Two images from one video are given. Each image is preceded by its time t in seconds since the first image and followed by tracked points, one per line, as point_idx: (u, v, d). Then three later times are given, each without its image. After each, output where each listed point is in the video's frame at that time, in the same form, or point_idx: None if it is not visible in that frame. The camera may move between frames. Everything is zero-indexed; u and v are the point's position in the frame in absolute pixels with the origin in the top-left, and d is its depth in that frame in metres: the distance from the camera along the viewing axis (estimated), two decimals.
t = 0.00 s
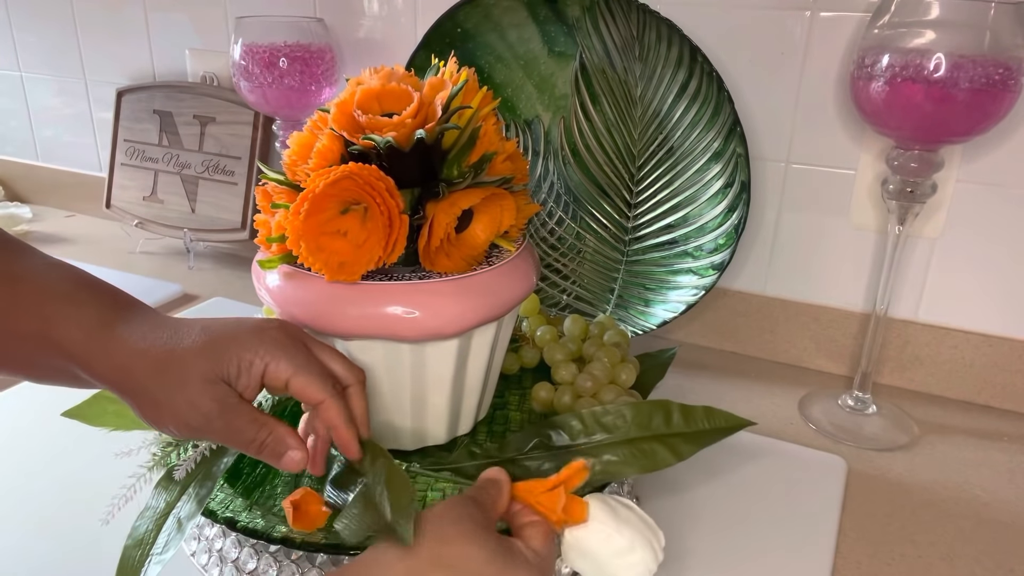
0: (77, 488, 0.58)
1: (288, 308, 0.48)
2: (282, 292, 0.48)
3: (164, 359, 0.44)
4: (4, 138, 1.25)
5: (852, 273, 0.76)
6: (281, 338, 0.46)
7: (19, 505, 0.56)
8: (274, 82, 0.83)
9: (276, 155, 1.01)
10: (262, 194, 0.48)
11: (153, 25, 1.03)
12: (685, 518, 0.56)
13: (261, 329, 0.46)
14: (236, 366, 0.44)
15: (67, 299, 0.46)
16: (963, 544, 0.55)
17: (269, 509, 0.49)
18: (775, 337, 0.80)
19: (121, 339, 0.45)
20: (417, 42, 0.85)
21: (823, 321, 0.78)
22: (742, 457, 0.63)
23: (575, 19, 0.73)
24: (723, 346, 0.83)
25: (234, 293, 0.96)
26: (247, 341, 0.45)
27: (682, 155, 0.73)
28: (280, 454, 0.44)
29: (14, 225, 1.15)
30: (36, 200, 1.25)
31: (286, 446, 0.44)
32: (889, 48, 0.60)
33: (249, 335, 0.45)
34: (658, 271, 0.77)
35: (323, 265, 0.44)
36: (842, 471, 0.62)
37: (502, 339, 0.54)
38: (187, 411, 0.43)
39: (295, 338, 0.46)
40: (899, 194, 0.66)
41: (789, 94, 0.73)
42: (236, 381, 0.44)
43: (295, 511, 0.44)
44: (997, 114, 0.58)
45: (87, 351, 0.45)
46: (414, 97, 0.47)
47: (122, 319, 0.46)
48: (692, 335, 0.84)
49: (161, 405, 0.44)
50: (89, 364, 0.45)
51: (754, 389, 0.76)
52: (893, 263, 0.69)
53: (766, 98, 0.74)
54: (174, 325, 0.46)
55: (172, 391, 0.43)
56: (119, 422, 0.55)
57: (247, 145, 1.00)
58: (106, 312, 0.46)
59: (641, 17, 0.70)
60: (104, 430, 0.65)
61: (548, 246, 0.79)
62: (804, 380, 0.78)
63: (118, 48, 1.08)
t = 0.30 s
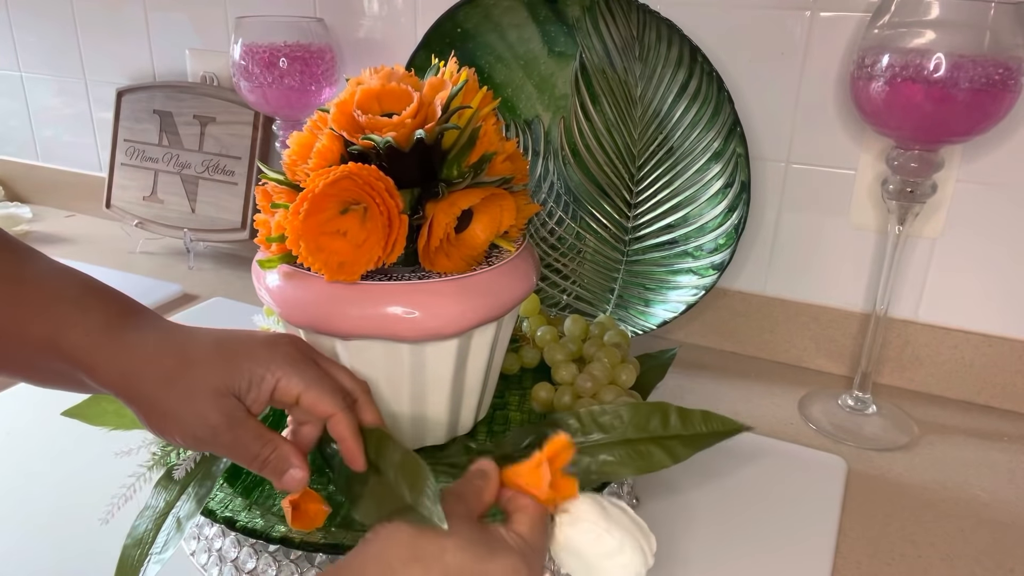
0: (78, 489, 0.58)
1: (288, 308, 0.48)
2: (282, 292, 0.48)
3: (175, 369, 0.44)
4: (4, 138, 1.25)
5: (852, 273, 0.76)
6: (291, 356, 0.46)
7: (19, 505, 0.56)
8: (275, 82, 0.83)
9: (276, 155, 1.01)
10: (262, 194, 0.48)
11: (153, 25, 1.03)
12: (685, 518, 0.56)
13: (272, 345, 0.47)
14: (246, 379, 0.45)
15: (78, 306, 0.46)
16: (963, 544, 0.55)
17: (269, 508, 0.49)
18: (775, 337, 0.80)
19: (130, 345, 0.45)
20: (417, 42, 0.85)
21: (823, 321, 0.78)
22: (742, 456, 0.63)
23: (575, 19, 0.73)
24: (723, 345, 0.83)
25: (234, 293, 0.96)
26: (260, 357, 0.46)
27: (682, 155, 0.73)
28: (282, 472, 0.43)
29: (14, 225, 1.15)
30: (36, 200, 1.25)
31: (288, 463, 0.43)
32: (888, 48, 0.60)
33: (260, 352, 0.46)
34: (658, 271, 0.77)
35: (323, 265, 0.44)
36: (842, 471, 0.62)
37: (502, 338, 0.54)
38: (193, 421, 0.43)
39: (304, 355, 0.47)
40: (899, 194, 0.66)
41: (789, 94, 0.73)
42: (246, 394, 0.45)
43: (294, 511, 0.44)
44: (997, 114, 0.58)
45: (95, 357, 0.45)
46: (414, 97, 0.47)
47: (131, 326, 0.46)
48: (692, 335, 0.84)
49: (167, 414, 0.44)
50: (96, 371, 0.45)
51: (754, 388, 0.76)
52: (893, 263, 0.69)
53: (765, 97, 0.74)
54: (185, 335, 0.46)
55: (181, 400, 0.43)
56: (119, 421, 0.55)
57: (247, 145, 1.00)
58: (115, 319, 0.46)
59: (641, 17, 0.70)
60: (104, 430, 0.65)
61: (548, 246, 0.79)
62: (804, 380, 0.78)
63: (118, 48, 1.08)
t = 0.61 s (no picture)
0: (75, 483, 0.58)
1: (288, 308, 0.48)
2: (282, 292, 0.48)
3: (163, 376, 0.44)
4: (4, 138, 1.25)
5: (852, 273, 0.76)
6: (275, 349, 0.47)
7: (20, 505, 0.56)
8: (274, 82, 0.83)
9: (276, 155, 1.01)
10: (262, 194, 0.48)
11: (153, 25, 1.03)
12: (685, 517, 0.56)
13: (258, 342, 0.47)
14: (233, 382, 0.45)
15: (67, 312, 0.46)
16: (963, 544, 0.55)
17: (269, 509, 0.49)
18: (775, 337, 0.80)
19: (121, 352, 0.45)
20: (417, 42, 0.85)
21: (823, 321, 0.78)
22: (742, 456, 0.64)
23: (575, 19, 0.74)
24: (723, 345, 0.83)
25: (234, 293, 0.96)
26: (244, 357, 0.45)
27: (682, 155, 0.73)
28: (280, 464, 0.44)
29: (14, 225, 1.15)
30: (36, 200, 1.25)
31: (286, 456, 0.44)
32: (888, 48, 0.60)
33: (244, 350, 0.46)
34: (658, 271, 0.77)
35: (323, 265, 0.44)
36: (842, 470, 0.62)
37: (502, 339, 0.54)
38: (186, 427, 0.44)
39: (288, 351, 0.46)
40: (899, 194, 0.66)
41: (790, 94, 0.73)
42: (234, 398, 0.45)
43: (296, 513, 0.43)
44: (997, 114, 0.58)
45: (89, 365, 0.45)
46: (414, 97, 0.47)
47: (121, 332, 0.46)
48: (692, 335, 0.84)
49: (159, 419, 0.44)
50: (89, 377, 0.45)
51: (754, 388, 0.76)
52: (893, 263, 0.69)
53: (766, 98, 0.74)
54: (172, 339, 0.46)
55: (172, 407, 0.44)
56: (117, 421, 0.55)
57: (247, 145, 1.00)
58: (107, 325, 0.46)
59: (641, 17, 0.70)
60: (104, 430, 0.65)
61: (548, 246, 0.78)
62: (804, 380, 0.78)
63: (118, 48, 1.08)
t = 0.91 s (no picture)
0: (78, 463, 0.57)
1: (286, 308, 0.48)
2: (280, 291, 0.48)
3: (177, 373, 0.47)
4: (4, 138, 1.25)
5: (852, 273, 0.76)
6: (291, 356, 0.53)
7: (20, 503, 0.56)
8: (275, 82, 0.83)
9: (276, 155, 1.01)
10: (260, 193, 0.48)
11: (154, 26, 1.03)
12: (684, 518, 0.56)
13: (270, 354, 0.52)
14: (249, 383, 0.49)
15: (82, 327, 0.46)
16: (963, 544, 0.55)
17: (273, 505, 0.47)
18: (774, 337, 0.80)
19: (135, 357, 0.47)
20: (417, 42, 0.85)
21: (823, 321, 0.78)
22: (742, 456, 0.64)
23: (575, 19, 0.74)
24: (723, 346, 0.83)
25: (234, 293, 0.96)
26: (250, 363, 0.50)
27: (682, 155, 0.73)
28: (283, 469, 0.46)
29: (14, 225, 1.15)
30: (35, 200, 1.25)
31: (291, 464, 0.46)
32: (889, 48, 0.60)
33: (256, 361, 0.51)
34: (658, 271, 0.77)
35: (319, 264, 0.44)
36: (842, 470, 0.62)
37: (500, 341, 0.53)
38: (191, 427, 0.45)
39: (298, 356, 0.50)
40: (899, 194, 0.66)
41: (790, 93, 0.73)
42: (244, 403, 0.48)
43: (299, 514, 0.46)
44: (997, 114, 0.58)
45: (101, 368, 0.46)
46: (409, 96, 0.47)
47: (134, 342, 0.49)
48: (692, 336, 0.84)
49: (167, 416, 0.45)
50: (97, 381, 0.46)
51: (754, 389, 0.76)
52: (892, 263, 0.69)
53: (766, 97, 0.74)
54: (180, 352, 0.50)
55: (180, 403, 0.46)
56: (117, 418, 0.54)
57: (247, 145, 1.00)
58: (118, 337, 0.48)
59: (641, 17, 0.71)
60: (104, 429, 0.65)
61: (548, 246, 0.78)
62: (804, 380, 0.78)
63: (118, 49, 1.08)
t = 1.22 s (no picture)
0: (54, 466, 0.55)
1: (283, 306, 0.47)
2: (278, 292, 0.47)
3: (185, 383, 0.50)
4: (4, 138, 1.25)
5: (852, 273, 0.76)
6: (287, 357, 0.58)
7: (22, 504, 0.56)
8: (274, 82, 0.83)
9: (276, 155, 1.01)
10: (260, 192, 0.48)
11: (153, 26, 1.03)
12: (682, 519, 0.56)
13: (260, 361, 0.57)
14: (254, 385, 0.53)
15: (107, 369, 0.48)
16: (963, 545, 0.55)
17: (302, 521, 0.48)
18: (774, 337, 0.80)
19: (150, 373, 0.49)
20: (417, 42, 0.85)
21: (822, 321, 0.78)
22: (743, 456, 0.64)
23: (575, 19, 0.73)
24: (723, 345, 0.83)
25: (234, 293, 0.96)
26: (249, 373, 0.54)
27: (682, 155, 0.74)
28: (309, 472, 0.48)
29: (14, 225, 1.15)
30: (36, 201, 1.25)
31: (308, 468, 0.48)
32: (889, 48, 0.60)
33: (257, 364, 0.55)
34: (658, 271, 0.77)
35: (314, 263, 0.44)
36: (842, 471, 0.62)
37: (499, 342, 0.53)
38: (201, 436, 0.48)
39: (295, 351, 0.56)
40: (899, 195, 0.66)
41: (790, 93, 0.73)
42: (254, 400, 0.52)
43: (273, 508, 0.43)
44: (997, 114, 0.58)
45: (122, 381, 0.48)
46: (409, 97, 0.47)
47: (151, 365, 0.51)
48: (692, 336, 0.84)
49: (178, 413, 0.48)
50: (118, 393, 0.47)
51: (754, 389, 0.76)
52: (892, 264, 0.69)
53: (765, 98, 0.74)
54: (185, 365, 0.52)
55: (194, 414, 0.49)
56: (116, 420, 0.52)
57: (247, 145, 1.00)
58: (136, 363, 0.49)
59: (641, 17, 0.71)
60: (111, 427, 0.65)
61: (548, 246, 0.78)
62: (803, 380, 0.78)
63: (118, 49, 1.08)
